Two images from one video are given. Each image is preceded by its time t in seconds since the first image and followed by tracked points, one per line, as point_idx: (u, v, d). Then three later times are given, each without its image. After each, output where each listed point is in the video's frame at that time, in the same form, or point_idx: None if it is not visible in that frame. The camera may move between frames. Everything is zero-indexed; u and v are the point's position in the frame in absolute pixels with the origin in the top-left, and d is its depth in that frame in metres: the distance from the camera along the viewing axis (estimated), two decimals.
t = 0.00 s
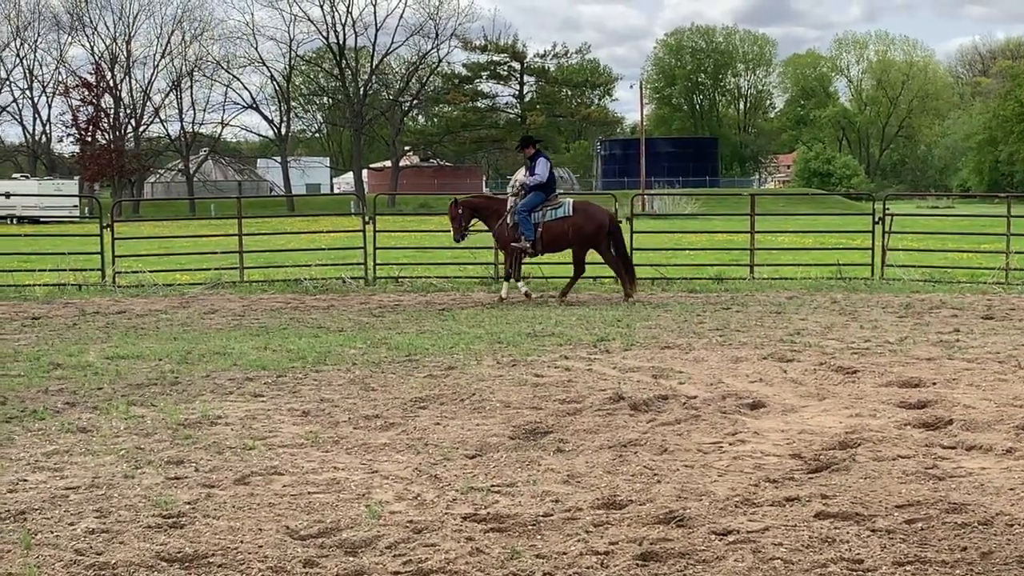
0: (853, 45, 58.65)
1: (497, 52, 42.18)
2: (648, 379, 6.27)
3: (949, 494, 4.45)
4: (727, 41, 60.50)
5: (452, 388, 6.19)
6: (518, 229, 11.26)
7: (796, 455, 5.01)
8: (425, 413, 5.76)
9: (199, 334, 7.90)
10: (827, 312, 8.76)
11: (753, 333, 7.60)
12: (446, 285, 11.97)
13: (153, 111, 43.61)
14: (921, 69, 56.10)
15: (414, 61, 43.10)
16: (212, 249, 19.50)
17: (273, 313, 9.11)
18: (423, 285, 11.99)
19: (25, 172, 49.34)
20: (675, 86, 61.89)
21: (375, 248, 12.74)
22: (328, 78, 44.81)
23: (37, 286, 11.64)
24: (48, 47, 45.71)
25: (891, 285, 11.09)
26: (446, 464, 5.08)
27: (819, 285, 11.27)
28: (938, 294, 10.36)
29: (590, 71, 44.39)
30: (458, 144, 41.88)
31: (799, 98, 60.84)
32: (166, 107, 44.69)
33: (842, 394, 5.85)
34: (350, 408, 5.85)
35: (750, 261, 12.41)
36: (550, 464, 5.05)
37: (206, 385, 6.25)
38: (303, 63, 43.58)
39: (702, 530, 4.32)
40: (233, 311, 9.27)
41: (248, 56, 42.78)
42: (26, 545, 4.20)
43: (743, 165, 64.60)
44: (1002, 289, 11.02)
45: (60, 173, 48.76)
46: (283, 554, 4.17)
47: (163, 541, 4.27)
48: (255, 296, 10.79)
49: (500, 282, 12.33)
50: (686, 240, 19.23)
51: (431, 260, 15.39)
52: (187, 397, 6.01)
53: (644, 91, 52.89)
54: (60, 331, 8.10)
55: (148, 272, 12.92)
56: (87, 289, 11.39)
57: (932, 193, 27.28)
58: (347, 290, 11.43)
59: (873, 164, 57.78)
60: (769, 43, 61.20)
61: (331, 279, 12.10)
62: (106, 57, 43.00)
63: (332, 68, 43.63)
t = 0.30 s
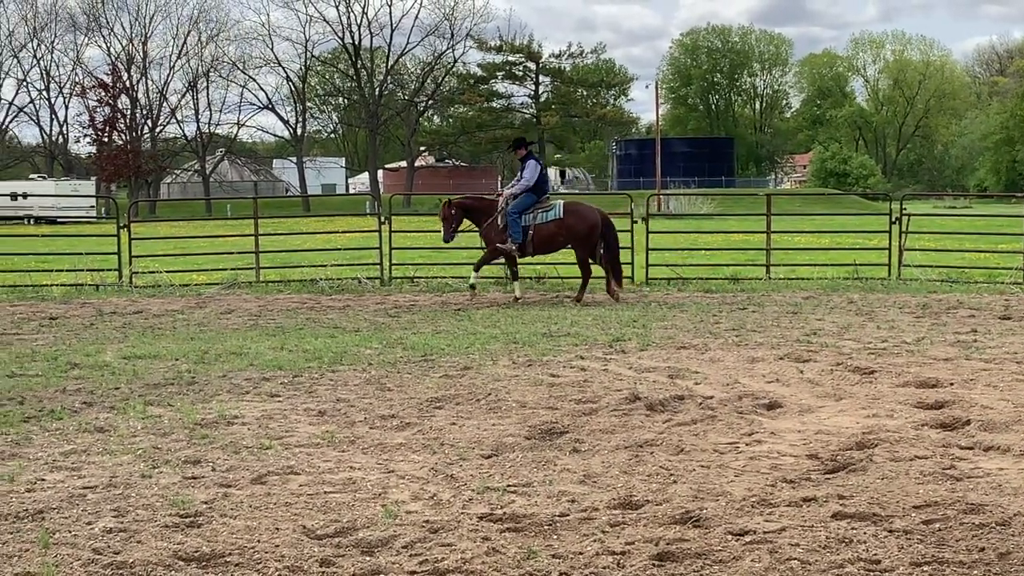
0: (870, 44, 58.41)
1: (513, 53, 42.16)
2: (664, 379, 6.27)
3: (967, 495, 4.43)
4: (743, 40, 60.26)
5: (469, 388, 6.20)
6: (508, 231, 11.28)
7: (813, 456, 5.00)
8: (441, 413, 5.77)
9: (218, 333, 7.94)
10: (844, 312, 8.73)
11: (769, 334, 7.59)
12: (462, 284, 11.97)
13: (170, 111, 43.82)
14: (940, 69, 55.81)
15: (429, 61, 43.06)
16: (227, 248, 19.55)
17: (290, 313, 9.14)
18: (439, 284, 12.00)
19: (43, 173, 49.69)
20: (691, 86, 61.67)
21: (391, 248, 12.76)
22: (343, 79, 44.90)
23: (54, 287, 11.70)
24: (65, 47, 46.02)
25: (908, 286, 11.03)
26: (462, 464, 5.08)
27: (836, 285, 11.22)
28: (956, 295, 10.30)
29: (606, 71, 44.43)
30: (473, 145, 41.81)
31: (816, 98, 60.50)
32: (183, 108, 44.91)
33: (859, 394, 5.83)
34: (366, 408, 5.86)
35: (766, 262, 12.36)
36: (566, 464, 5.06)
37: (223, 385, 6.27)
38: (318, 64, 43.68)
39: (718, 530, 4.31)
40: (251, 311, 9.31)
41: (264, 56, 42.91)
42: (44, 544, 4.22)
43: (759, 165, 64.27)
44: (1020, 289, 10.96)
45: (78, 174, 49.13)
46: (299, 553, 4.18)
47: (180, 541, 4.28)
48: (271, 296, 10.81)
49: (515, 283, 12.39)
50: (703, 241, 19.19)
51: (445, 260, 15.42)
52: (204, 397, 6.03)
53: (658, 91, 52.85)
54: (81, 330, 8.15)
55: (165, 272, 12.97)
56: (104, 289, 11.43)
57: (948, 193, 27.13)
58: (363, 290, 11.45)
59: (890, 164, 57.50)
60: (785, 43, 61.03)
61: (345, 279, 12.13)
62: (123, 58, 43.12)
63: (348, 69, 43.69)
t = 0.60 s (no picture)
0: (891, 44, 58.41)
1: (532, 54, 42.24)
2: (684, 380, 6.26)
3: (990, 497, 4.42)
4: (763, 41, 60.41)
5: (488, 388, 6.20)
6: (509, 229, 11.27)
7: (834, 457, 4.99)
8: (461, 413, 5.76)
9: (240, 334, 7.97)
10: (865, 313, 8.71)
11: (789, 335, 7.57)
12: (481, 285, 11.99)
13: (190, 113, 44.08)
14: (961, 69, 55.71)
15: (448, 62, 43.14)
16: (248, 248, 19.61)
17: (311, 313, 9.18)
18: (458, 285, 12.03)
19: (64, 174, 50.03)
20: (711, 86, 61.85)
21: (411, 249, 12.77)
22: (363, 80, 45.05)
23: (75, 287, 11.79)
24: (86, 49, 46.42)
25: (929, 287, 11.00)
26: (482, 465, 5.09)
27: (856, 286, 11.21)
28: (979, 295, 10.27)
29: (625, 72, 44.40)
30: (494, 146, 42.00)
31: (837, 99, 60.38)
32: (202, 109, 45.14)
33: (880, 395, 5.82)
34: (386, 408, 5.87)
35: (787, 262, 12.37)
36: (586, 465, 5.05)
37: (244, 385, 6.29)
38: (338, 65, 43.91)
39: (740, 531, 4.31)
40: (274, 311, 9.33)
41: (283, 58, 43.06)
42: (66, 544, 4.23)
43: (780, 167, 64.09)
44: None
45: (100, 174, 49.45)
46: (320, 553, 4.18)
47: (202, 540, 4.30)
48: (290, 297, 10.83)
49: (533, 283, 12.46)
50: (722, 245, 19.15)
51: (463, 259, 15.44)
52: (225, 397, 6.04)
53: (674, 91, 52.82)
54: (105, 330, 8.20)
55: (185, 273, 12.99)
56: (125, 289, 11.50)
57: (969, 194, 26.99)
58: (383, 291, 11.47)
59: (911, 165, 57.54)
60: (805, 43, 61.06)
61: (361, 279, 12.17)
62: (143, 60, 43.38)
63: (368, 70, 43.78)
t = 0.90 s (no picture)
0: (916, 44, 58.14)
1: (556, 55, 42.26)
2: (709, 381, 6.25)
3: (1017, 499, 4.40)
4: (788, 41, 60.42)
5: (514, 389, 6.21)
6: (510, 233, 11.23)
7: (861, 458, 4.98)
8: (487, 414, 5.78)
9: (266, 334, 8.02)
10: (891, 314, 8.69)
11: (815, 335, 7.56)
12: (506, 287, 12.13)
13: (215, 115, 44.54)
14: (987, 69, 55.38)
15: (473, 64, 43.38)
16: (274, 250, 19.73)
17: (335, 314, 9.23)
18: (483, 287, 12.17)
19: (90, 176, 50.56)
20: (736, 87, 61.92)
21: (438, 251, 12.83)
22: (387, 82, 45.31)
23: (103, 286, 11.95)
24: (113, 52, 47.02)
25: (955, 288, 10.96)
26: (507, 466, 5.09)
27: (882, 286, 11.20)
28: (1007, 296, 10.22)
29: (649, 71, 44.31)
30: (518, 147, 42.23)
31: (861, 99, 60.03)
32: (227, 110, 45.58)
33: (907, 396, 5.80)
34: (412, 408, 5.89)
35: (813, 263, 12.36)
36: (612, 466, 5.06)
37: (271, 386, 6.31)
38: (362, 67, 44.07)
39: (767, 532, 4.30)
40: (298, 312, 9.39)
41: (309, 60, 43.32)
42: (95, 543, 4.25)
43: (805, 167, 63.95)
44: None
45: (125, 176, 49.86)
46: (347, 553, 4.20)
47: (230, 540, 4.32)
48: (315, 298, 10.86)
49: (558, 284, 12.48)
50: (750, 245, 19.07)
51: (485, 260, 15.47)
52: (252, 398, 6.06)
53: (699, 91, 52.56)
54: (134, 330, 8.30)
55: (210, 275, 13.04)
56: (152, 289, 11.60)
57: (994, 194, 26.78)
58: (410, 292, 11.49)
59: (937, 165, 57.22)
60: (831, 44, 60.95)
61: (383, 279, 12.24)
62: (169, 62, 43.89)
63: (392, 71, 44.06)
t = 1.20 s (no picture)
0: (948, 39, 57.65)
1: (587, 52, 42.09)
2: (741, 380, 6.23)
3: None
4: (820, 38, 60.39)
5: (545, 387, 6.21)
6: (512, 231, 11.23)
7: (894, 457, 4.96)
8: (518, 413, 5.77)
9: (296, 332, 8.05)
10: (924, 312, 8.66)
11: (848, 334, 7.53)
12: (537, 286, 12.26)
13: (246, 114, 45.15)
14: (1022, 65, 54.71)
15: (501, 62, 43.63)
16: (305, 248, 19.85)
17: (363, 312, 9.28)
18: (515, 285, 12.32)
19: (122, 175, 51.21)
20: (767, 84, 61.89)
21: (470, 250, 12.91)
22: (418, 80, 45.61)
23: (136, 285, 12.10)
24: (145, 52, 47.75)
25: (990, 285, 10.88)
26: (538, 464, 5.09)
27: (916, 284, 11.15)
28: None
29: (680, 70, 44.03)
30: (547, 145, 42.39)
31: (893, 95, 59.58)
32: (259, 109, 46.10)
33: (941, 394, 5.78)
34: (443, 407, 5.89)
35: (844, 261, 12.33)
36: (644, 465, 5.05)
37: (302, 385, 6.32)
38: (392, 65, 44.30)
39: (799, 531, 4.29)
40: (326, 310, 9.45)
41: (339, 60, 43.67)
42: (128, 541, 4.28)
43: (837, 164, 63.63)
44: None
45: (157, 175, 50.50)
46: (378, 551, 4.21)
47: (262, 539, 4.33)
48: (346, 297, 10.89)
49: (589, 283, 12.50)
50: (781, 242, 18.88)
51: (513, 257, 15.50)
52: (283, 397, 6.07)
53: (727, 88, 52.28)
54: (167, 328, 8.39)
55: (242, 273, 13.09)
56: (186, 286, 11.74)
57: None
58: (440, 290, 11.57)
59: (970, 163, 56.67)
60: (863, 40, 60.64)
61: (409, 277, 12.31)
62: (200, 62, 44.66)
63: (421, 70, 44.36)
